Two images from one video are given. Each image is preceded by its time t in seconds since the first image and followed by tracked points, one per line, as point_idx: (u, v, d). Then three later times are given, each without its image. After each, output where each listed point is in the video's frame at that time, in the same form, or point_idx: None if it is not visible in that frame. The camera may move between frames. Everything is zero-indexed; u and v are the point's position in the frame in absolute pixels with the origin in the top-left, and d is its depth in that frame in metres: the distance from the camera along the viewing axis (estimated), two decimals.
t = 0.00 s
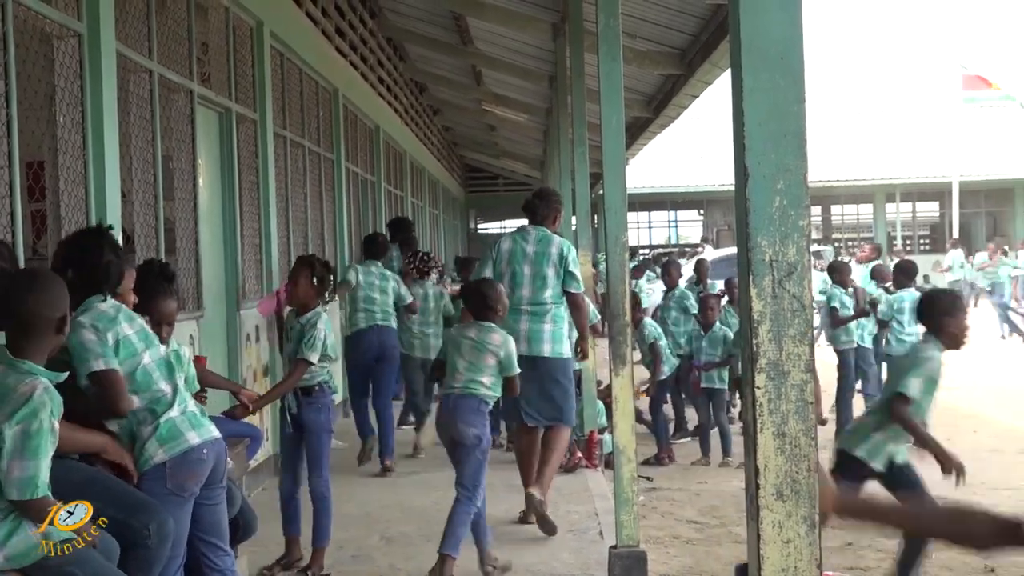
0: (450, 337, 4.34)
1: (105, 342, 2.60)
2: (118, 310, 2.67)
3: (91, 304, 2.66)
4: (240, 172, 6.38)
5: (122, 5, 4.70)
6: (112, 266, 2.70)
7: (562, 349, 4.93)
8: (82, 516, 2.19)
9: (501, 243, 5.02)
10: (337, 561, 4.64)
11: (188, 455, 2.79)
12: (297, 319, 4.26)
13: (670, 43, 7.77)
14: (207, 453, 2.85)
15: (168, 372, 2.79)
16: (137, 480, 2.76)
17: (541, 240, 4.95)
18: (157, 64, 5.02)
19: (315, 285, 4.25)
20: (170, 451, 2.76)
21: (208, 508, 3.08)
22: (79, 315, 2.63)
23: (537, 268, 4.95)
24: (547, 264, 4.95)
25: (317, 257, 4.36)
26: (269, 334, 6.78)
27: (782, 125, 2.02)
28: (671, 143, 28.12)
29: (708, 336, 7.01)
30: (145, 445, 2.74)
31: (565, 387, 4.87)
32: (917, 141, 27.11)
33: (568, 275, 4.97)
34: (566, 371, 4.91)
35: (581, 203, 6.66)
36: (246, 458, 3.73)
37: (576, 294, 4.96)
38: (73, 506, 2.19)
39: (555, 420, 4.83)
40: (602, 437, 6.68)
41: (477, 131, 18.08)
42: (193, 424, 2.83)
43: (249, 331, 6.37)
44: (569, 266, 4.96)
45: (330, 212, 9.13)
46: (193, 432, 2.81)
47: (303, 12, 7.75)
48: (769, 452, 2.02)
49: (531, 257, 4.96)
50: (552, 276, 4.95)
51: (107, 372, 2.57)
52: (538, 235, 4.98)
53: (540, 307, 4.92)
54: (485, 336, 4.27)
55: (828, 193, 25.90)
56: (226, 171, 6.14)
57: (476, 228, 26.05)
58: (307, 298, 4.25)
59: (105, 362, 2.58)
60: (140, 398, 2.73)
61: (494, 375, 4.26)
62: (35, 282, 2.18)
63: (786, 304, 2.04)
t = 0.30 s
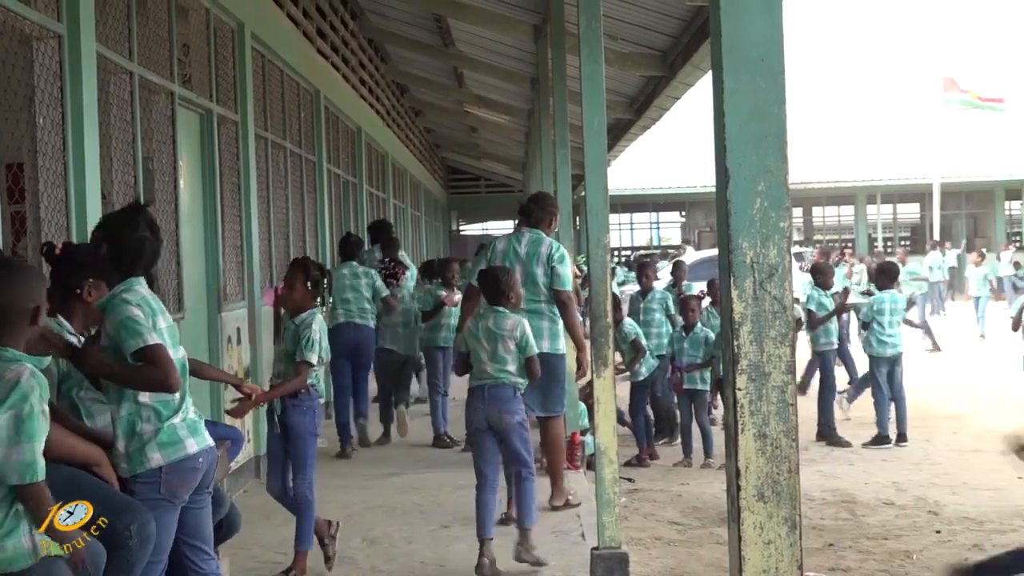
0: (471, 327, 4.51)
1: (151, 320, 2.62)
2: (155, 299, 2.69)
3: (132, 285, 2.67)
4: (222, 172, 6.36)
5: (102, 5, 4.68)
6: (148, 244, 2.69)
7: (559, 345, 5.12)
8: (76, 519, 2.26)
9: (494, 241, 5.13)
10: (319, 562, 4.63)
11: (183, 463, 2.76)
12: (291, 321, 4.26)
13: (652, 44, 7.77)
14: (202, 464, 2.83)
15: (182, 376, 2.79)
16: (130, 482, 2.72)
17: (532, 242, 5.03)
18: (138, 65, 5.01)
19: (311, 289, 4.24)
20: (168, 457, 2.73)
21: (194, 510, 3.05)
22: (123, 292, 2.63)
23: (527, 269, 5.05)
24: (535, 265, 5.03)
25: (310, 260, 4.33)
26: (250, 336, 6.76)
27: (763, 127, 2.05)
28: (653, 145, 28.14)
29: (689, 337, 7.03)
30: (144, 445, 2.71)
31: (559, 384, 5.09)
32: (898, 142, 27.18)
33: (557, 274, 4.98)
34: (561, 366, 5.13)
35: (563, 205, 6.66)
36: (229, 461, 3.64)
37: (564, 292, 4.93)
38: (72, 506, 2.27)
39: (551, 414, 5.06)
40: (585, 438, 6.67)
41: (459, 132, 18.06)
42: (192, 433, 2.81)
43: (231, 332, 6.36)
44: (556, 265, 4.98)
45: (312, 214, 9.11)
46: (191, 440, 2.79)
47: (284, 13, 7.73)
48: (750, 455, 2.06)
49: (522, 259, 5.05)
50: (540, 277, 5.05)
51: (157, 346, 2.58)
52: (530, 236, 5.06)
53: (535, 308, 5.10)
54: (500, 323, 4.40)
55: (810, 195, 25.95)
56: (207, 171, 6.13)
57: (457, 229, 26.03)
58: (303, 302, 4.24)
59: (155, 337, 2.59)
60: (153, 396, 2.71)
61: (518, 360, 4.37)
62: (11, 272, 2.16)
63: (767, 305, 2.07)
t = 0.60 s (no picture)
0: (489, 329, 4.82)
1: (173, 324, 2.63)
2: (179, 300, 2.72)
3: (161, 283, 2.69)
4: (200, 171, 6.34)
5: (81, 4, 4.66)
6: (173, 236, 2.72)
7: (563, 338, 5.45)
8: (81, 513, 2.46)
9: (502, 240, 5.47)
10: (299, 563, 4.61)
11: (181, 469, 2.75)
12: (283, 321, 4.25)
13: (632, 45, 7.78)
14: (199, 470, 2.81)
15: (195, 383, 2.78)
16: (128, 481, 2.70)
17: (536, 242, 5.38)
18: (116, 65, 5.00)
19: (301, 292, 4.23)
20: (167, 460, 2.72)
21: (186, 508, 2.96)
22: (152, 291, 2.65)
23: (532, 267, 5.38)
24: (540, 264, 5.37)
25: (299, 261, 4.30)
26: (230, 337, 6.74)
27: (741, 126, 2.07)
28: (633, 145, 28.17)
29: (670, 337, 7.05)
30: (146, 446, 2.70)
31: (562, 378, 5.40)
32: (877, 142, 27.27)
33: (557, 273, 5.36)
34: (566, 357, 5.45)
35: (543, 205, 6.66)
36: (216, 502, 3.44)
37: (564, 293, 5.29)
38: (73, 506, 2.47)
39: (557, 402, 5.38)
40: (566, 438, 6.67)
41: (440, 133, 18.06)
42: (192, 438, 2.80)
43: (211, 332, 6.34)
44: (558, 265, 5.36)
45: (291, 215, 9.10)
46: (190, 445, 2.78)
47: (263, 12, 7.72)
48: (729, 455, 2.07)
49: (527, 257, 5.39)
50: (544, 275, 5.39)
51: (174, 352, 2.57)
52: (535, 236, 5.40)
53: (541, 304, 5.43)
54: (514, 325, 4.71)
55: (789, 194, 26.03)
56: (186, 170, 6.12)
57: (437, 229, 26.04)
58: (293, 304, 4.24)
59: (175, 344, 2.59)
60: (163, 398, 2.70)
61: (533, 360, 4.69)
62: None
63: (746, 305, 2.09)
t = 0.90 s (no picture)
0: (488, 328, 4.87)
1: (188, 325, 2.66)
2: (195, 302, 2.75)
3: (178, 282, 2.72)
4: (185, 172, 6.33)
5: (64, 4, 4.65)
6: (186, 225, 2.74)
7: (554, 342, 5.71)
8: (83, 514, 2.39)
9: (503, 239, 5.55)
10: (284, 564, 4.60)
11: (180, 466, 2.74)
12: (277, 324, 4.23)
13: (617, 45, 7.79)
14: (198, 467, 2.81)
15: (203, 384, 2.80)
16: (127, 478, 2.69)
17: (537, 244, 5.52)
18: (99, 64, 4.98)
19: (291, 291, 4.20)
20: (167, 457, 2.71)
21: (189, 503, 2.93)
22: (169, 290, 2.68)
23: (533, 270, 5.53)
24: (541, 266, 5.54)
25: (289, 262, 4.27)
26: (214, 338, 6.74)
27: (726, 127, 2.08)
28: (618, 145, 28.20)
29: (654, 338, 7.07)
30: (148, 443, 2.69)
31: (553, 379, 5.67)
32: (861, 142, 27.32)
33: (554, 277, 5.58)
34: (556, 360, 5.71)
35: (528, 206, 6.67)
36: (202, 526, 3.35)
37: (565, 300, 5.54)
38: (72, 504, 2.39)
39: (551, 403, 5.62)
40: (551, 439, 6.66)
41: (425, 133, 18.05)
42: (192, 435, 2.80)
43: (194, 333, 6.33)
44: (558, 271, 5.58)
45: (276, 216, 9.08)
46: (190, 443, 2.78)
47: (247, 12, 7.70)
48: (713, 455, 2.10)
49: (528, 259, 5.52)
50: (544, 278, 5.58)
51: (184, 356, 2.60)
52: (534, 239, 5.53)
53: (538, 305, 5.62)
54: (517, 323, 4.78)
55: (774, 195, 26.09)
56: (170, 170, 6.10)
57: (422, 229, 26.03)
58: (285, 303, 4.22)
59: (187, 348, 2.61)
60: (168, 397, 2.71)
61: (536, 356, 4.77)
62: None
63: (730, 306, 2.12)
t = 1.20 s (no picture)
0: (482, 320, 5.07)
1: (176, 325, 2.66)
2: (188, 302, 2.76)
3: (172, 281, 2.73)
4: (167, 172, 6.31)
5: (46, 4, 4.64)
6: (182, 221, 2.75)
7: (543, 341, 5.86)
8: (83, 515, 2.25)
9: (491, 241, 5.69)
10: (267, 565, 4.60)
11: (175, 466, 2.74)
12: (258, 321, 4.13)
13: (600, 46, 7.79)
14: (194, 467, 2.81)
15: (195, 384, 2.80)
16: (121, 477, 2.69)
17: (524, 242, 5.66)
18: (81, 65, 4.97)
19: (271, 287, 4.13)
20: (161, 457, 2.72)
21: (189, 501, 2.91)
22: (160, 289, 2.69)
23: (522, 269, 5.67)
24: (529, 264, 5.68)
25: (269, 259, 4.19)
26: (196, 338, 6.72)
27: (708, 127, 2.10)
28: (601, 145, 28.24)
29: (637, 339, 7.07)
30: (141, 442, 2.70)
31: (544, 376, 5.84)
32: (844, 143, 27.33)
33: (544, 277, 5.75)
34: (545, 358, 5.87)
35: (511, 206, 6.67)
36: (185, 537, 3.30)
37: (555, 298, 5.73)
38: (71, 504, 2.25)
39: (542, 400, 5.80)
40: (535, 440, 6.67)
41: (409, 133, 18.04)
42: (188, 436, 2.80)
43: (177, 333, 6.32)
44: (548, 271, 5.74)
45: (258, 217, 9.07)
46: (185, 443, 2.78)
47: (230, 12, 7.69)
48: (696, 455, 2.11)
49: (515, 258, 5.66)
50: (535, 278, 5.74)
51: (169, 355, 2.60)
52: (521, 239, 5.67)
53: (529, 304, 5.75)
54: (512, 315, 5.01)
55: (757, 195, 26.13)
56: (152, 171, 6.09)
57: (405, 229, 26.00)
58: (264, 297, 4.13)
59: (172, 347, 2.61)
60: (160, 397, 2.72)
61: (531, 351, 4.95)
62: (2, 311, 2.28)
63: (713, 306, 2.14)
